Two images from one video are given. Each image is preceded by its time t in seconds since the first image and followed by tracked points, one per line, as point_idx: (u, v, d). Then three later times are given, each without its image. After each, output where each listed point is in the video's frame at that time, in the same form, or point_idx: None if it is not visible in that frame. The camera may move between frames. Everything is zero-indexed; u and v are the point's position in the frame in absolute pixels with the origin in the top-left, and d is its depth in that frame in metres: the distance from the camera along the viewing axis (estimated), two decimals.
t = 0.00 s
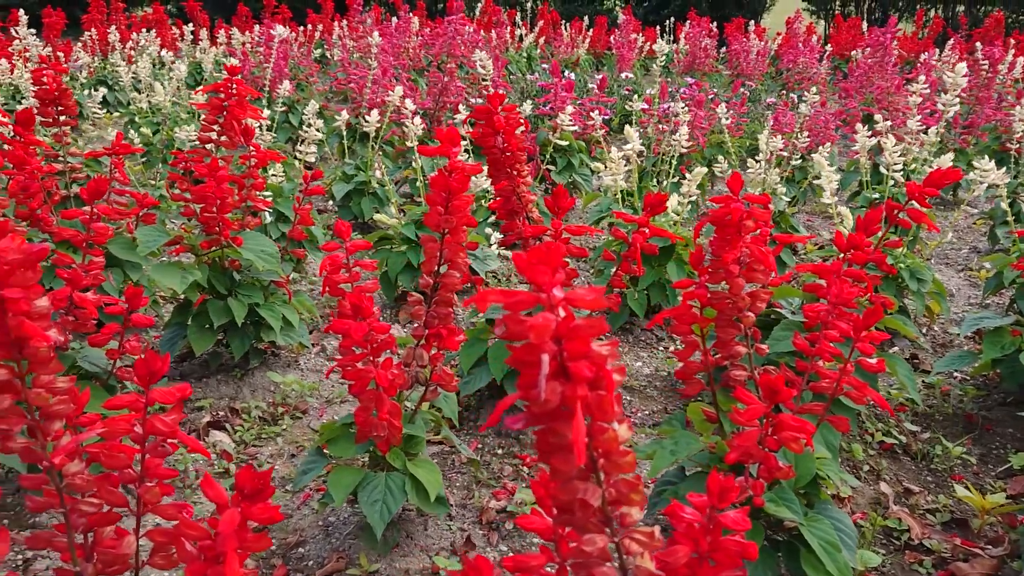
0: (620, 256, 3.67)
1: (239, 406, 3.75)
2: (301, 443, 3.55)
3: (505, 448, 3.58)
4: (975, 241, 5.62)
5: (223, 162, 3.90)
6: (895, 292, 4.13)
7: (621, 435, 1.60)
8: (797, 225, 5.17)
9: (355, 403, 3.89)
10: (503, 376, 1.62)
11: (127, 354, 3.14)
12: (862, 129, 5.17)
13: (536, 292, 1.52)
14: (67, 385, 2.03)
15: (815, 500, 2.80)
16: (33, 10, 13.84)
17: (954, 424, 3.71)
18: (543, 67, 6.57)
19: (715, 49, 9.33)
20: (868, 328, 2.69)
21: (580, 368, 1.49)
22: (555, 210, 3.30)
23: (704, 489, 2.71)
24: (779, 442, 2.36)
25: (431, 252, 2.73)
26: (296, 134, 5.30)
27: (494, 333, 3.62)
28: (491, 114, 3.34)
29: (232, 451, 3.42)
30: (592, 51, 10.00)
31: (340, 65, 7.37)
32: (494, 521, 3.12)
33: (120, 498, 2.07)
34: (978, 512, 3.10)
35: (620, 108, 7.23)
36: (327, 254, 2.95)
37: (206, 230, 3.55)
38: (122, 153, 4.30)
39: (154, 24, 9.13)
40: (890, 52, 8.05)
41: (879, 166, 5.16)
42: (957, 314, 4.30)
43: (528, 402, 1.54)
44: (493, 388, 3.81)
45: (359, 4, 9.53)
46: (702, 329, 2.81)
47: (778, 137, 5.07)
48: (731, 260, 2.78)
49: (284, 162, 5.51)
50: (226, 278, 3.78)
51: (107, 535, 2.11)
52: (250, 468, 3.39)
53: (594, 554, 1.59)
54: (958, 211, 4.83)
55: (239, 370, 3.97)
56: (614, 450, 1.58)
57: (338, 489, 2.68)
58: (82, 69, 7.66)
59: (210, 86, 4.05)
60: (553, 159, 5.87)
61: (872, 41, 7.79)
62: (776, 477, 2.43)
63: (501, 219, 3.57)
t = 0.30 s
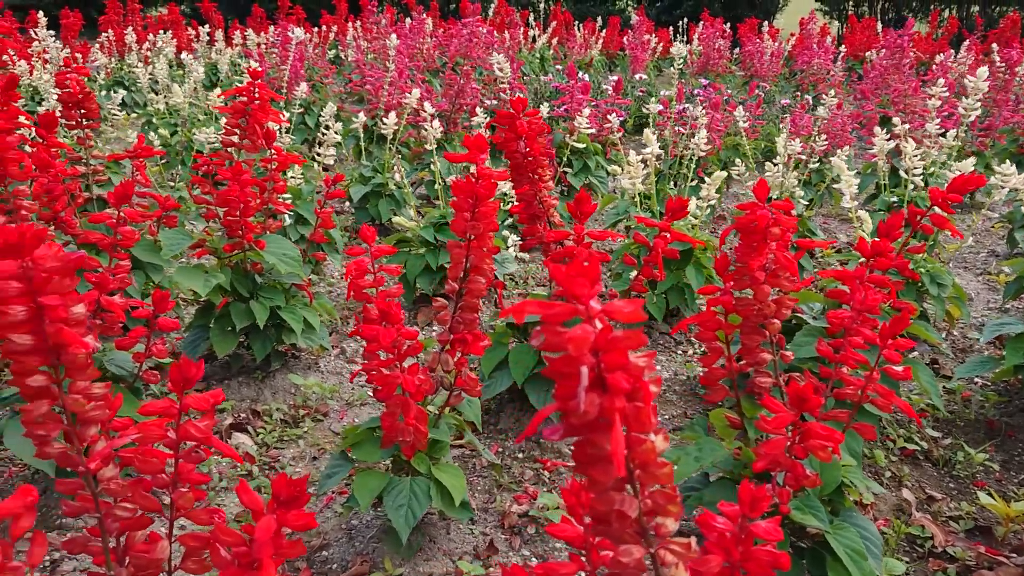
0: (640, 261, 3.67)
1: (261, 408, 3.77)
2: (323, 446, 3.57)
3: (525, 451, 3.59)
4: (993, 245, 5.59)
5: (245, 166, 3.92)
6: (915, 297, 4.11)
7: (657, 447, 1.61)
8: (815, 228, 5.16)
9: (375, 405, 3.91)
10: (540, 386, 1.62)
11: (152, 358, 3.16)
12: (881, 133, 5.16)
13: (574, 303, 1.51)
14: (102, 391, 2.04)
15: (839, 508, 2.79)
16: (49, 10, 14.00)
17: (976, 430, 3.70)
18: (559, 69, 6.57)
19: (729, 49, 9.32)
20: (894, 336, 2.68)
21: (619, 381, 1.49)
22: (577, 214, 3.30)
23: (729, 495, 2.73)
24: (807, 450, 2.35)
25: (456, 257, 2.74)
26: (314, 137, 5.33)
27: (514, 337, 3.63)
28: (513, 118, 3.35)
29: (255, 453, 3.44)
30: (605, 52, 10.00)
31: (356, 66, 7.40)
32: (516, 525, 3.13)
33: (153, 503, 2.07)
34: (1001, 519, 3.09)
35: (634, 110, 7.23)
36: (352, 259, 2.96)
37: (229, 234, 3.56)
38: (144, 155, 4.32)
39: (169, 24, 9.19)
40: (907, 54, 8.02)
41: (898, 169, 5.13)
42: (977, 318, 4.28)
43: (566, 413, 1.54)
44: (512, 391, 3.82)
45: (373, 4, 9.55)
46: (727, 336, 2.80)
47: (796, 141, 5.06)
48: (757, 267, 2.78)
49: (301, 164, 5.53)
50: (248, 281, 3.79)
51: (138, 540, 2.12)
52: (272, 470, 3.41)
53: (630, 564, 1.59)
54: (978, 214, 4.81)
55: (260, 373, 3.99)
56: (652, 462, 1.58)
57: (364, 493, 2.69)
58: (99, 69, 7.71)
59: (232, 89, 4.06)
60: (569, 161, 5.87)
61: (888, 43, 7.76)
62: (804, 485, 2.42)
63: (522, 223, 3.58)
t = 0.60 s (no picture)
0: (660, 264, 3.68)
1: (282, 408, 3.80)
2: (344, 447, 3.59)
3: (545, 454, 3.61)
4: (1011, 249, 5.57)
5: (267, 169, 3.96)
6: (934, 302, 4.11)
7: (693, 450, 1.61)
8: (832, 231, 5.16)
9: (395, 407, 3.93)
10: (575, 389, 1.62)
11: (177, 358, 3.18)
12: (899, 136, 5.15)
13: (610, 306, 1.51)
14: (137, 392, 2.08)
15: (862, 512, 2.79)
16: (65, 13, 14.14)
17: (997, 435, 3.69)
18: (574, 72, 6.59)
19: (742, 52, 9.33)
20: (919, 340, 2.68)
21: (655, 384, 1.49)
22: (599, 218, 3.32)
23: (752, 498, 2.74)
24: (833, 453, 2.36)
25: (481, 260, 2.76)
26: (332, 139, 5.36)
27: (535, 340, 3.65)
28: (535, 122, 3.37)
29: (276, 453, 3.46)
30: (618, 55, 10.03)
31: (372, 69, 7.44)
32: (538, 527, 3.14)
33: (186, 502, 2.09)
34: None
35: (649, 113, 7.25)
36: (377, 261, 2.98)
37: (251, 236, 3.59)
38: (165, 157, 4.36)
39: (186, 27, 9.27)
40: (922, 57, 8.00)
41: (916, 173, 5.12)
42: (997, 323, 4.27)
43: (602, 416, 1.54)
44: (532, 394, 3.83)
45: (387, 8, 9.61)
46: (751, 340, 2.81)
47: (814, 144, 5.06)
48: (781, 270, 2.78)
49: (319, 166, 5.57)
50: (269, 282, 3.82)
51: (170, 538, 2.14)
52: (294, 471, 3.43)
53: (665, 566, 1.60)
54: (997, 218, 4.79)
55: (281, 374, 4.02)
56: (688, 464, 1.59)
57: (389, 494, 2.71)
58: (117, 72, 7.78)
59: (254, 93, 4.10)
60: (585, 164, 5.89)
61: (903, 46, 7.75)
62: (830, 488, 2.42)
63: (542, 227, 3.59)
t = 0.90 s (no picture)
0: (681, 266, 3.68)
1: (303, 408, 3.82)
2: (366, 447, 3.60)
3: (566, 455, 3.61)
4: None
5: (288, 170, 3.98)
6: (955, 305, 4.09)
7: (730, 450, 1.61)
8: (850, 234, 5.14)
9: (415, 408, 3.95)
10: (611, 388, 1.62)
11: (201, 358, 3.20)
12: (919, 139, 5.13)
13: (648, 305, 1.51)
14: (171, 390, 2.10)
15: (888, 515, 2.78)
16: (83, 16, 14.29)
17: (1020, 439, 3.67)
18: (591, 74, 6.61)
19: (758, 55, 9.32)
20: (947, 343, 2.67)
21: (692, 385, 1.49)
22: (622, 220, 3.32)
23: (776, 500, 2.73)
24: (861, 456, 2.35)
25: (507, 261, 2.78)
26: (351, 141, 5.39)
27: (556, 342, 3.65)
28: (558, 124, 3.38)
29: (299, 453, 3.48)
30: (632, 58, 10.04)
31: (389, 72, 7.48)
32: (560, 528, 3.14)
33: (218, 500, 2.11)
34: None
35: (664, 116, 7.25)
36: (401, 262, 2.99)
37: (274, 237, 3.62)
38: (187, 159, 4.39)
39: (203, 30, 9.34)
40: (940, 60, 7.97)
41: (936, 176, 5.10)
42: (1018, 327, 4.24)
43: (639, 415, 1.54)
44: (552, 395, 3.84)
45: (403, 11, 9.65)
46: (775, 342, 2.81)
47: (833, 147, 5.05)
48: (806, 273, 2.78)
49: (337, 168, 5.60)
50: (291, 283, 3.84)
51: (200, 536, 2.16)
52: (316, 471, 3.45)
53: (700, 566, 1.61)
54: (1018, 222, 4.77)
55: (302, 374, 4.04)
56: (725, 464, 1.59)
57: (413, 494, 2.72)
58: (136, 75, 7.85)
59: (275, 95, 4.13)
60: (601, 166, 5.90)
61: (920, 49, 7.73)
62: (856, 491, 2.41)
63: (564, 229, 3.60)
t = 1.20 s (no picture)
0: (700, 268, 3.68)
1: (322, 408, 3.85)
2: (385, 447, 3.62)
3: (584, 456, 3.62)
4: None
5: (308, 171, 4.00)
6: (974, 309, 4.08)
7: (762, 453, 1.61)
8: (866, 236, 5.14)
9: (432, 408, 3.97)
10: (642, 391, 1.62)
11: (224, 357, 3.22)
12: (936, 142, 5.12)
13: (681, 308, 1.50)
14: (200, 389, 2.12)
15: (910, 519, 2.77)
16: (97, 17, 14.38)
17: None
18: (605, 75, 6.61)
19: (771, 57, 9.31)
20: (970, 347, 2.66)
21: (725, 388, 1.49)
22: (642, 222, 3.32)
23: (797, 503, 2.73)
24: (885, 459, 2.35)
25: (529, 263, 2.79)
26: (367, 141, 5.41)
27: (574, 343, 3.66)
28: (578, 126, 3.39)
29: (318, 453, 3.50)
30: (645, 59, 10.05)
31: (403, 73, 7.50)
32: (580, 529, 3.15)
33: (246, 499, 2.13)
34: None
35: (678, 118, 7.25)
36: (423, 263, 3.00)
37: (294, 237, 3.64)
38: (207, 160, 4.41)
39: (218, 31, 9.38)
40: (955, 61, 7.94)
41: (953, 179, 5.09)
42: None
43: (671, 418, 1.54)
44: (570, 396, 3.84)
45: (416, 12, 9.68)
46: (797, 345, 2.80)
47: (850, 149, 5.04)
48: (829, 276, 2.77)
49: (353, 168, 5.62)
50: (310, 283, 3.86)
51: (227, 534, 2.17)
52: (336, 471, 3.47)
53: (731, 569, 1.61)
54: None
55: (321, 373, 4.07)
56: (758, 467, 1.59)
57: (435, 494, 2.73)
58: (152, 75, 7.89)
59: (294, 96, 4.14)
60: (616, 168, 5.91)
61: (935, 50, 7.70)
62: (881, 494, 2.41)
63: (583, 230, 3.60)
